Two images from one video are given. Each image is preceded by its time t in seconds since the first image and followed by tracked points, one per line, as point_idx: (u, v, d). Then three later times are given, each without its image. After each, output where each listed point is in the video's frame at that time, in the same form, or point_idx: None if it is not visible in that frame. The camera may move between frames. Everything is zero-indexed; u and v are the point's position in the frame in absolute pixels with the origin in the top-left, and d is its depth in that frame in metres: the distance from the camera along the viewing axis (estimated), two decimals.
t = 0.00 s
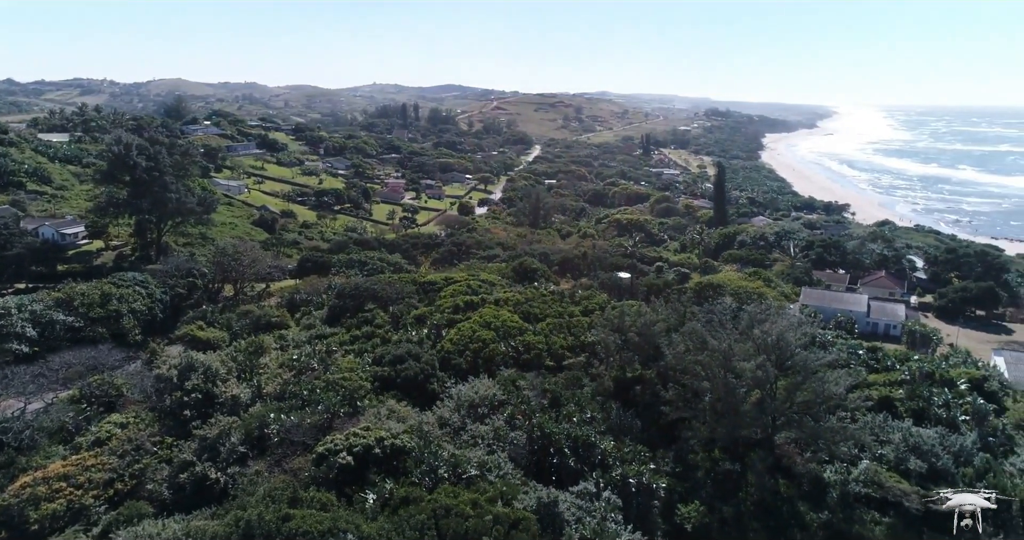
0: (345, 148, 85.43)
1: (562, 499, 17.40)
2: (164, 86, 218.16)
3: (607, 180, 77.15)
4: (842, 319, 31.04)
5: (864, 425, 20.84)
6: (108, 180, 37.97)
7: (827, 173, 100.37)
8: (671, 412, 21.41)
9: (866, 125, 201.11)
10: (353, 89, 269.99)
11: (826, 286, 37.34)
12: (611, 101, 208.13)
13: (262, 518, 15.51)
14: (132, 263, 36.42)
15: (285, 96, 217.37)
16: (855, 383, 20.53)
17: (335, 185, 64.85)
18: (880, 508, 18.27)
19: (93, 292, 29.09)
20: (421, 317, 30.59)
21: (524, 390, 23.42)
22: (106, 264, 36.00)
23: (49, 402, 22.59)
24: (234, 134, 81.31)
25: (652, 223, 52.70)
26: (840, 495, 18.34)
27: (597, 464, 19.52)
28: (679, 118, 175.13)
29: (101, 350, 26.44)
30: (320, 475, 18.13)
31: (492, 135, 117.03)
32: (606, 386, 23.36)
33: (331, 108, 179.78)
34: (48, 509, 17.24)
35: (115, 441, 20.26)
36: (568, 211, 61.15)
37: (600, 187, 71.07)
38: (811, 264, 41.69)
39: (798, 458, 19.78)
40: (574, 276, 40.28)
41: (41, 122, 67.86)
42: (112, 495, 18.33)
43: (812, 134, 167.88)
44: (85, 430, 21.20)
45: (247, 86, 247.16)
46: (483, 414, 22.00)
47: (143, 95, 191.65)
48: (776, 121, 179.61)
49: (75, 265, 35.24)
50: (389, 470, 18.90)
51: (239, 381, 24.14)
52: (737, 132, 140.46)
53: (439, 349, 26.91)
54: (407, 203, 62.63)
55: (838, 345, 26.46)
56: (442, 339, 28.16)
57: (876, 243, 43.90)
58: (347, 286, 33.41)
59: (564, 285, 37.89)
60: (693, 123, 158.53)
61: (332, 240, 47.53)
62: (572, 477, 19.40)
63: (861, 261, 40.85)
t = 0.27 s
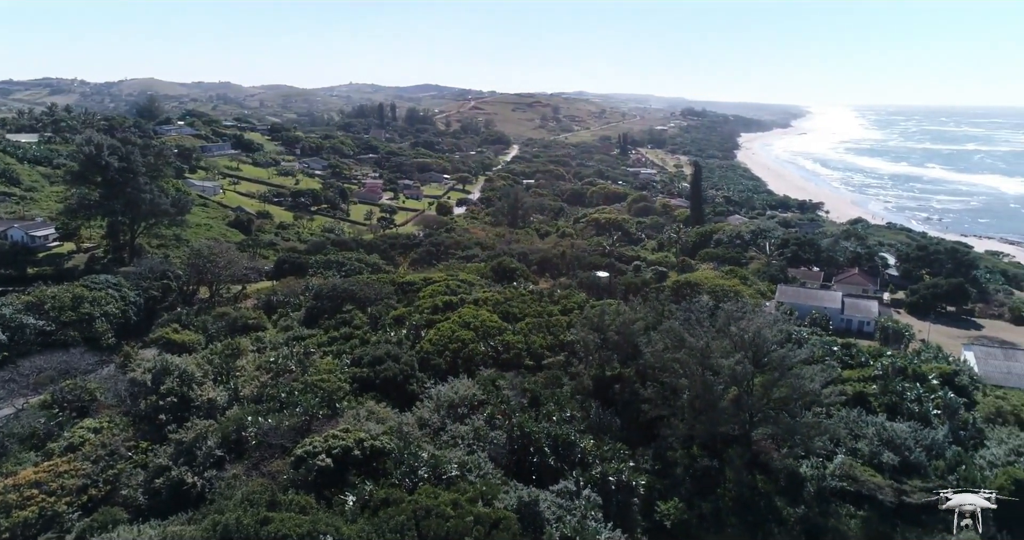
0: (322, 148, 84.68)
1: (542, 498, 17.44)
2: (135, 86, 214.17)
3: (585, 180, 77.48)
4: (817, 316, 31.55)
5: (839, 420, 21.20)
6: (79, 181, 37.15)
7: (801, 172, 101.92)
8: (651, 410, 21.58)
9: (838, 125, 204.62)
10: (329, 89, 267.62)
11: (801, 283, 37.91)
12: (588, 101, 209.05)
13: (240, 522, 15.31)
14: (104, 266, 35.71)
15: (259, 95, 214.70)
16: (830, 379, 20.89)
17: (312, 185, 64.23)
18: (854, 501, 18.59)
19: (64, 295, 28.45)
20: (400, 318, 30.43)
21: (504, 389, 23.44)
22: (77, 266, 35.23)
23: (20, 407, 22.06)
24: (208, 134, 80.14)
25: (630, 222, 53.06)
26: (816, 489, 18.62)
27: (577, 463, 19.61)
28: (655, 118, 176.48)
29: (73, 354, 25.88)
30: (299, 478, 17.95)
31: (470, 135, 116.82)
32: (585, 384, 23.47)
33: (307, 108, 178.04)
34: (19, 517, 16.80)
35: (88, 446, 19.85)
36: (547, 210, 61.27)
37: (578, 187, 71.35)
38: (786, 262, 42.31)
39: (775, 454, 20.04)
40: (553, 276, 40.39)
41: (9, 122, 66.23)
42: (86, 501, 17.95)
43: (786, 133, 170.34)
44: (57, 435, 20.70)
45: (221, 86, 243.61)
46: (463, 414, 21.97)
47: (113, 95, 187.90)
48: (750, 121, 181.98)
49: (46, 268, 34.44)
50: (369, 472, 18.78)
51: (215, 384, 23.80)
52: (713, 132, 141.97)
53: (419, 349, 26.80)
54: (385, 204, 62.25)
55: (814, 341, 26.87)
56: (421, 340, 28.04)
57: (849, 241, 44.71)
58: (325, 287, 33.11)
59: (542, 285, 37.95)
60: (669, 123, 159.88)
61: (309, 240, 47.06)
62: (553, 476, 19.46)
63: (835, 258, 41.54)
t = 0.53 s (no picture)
0: (295, 148, 83.71)
1: (521, 497, 17.50)
2: (102, 85, 209.43)
3: (561, 179, 77.75)
4: (790, 313, 32.08)
5: (813, 415, 21.57)
6: (46, 183, 36.19)
7: (773, 170, 103.49)
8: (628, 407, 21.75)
9: (808, 124, 208.24)
10: (303, 89, 264.62)
11: (774, 281, 38.52)
12: (563, 101, 209.80)
13: (216, 527, 15.12)
14: (73, 269, 34.88)
15: (231, 95, 211.43)
16: (803, 375, 21.26)
17: (286, 186, 63.50)
18: (828, 495, 18.93)
19: (31, 300, 27.72)
20: (376, 319, 30.22)
21: (482, 390, 23.45)
22: (44, 270, 34.32)
23: None
24: (179, 135, 78.70)
25: (606, 221, 53.37)
26: (791, 484, 18.92)
27: (555, 462, 19.70)
28: (629, 117, 177.77)
29: (41, 360, 25.19)
30: (275, 481, 17.77)
31: (446, 134, 116.46)
32: (563, 383, 23.57)
33: (279, 108, 175.83)
34: None
35: (58, 453, 19.38)
36: (523, 210, 61.35)
37: (553, 187, 71.58)
38: (759, 259, 42.94)
39: (750, 448, 20.27)
40: (529, 275, 40.47)
41: None
42: (56, 509, 17.51)
43: (758, 133, 172.78)
44: (25, 442, 20.10)
45: (191, 86, 239.38)
46: (441, 414, 21.92)
47: (79, 95, 183.45)
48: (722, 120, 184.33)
49: (11, 272, 33.49)
50: (347, 474, 18.63)
51: (189, 388, 23.40)
52: (687, 131, 143.48)
53: (396, 350, 26.64)
54: (360, 204, 61.76)
55: (788, 337, 27.31)
56: (398, 341, 27.89)
57: (820, 239, 45.52)
58: (300, 288, 32.75)
59: (519, 284, 37.98)
60: (643, 123, 161.18)
61: (283, 242, 46.46)
62: (532, 475, 19.52)
63: (807, 256, 42.31)
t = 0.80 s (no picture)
0: (267, 149, 82.58)
1: (500, 497, 17.53)
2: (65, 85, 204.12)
3: (535, 179, 77.91)
4: (763, 310, 32.59)
5: (786, 411, 21.94)
6: (9, 185, 35.18)
7: (745, 169, 104.97)
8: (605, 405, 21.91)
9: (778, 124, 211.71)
10: (274, 89, 261.17)
11: (747, 278, 39.11)
12: (537, 101, 210.27)
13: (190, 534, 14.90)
14: (38, 273, 33.99)
15: (200, 95, 207.74)
16: (776, 371, 21.62)
17: (258, 187, 62.63)
18: (802, 488, 19.27)
19: None
20: (351, 320, 29.98)
21: (459, 390, 23.43)
22: (8, 274, 33.39)
23: None
24: (148, 135, 77.12)
25: (581, 220, 53.64)
26: (765, 478, 19.22)
27: (533, 461, 19.73)
28: (604, 117, 178.77)
29: (6, 366, 24.42)
30: (250, 486, 17.57)
31: (420, 134, 115.97)
32: (540, 382, 23.63)
33: (250, 108, 173.32)
34: None
35: (25, 461, 18.90)
36: (498, 209, 61.35)
37: (528, 186, 71.71)
38: (732, 257, 43.55)
39: (726, 445, 20.54)
40: (505, 275, 40.50)
41: None
42: (25, 519, 17.08)
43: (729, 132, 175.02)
44: None
45: (159, 85, 234.79)
46: (418, 416, 21.83)
47: (42, 94, 178.60)
48: (695, 120, 186.37)
49: None
50: (324, 477, 18.49)
51: (161, 393, 22.99)
52: (660, 131, 144.76)
53: (371, 351, 26.48)
54: (334, 205, 61.17)
55: (761, 334, 27.74)
56: (374, 342, 27.71)
57: (791, 236, 46.30)
58: (274, 290, 32.34)
59: (496, 284, 37.96)
60: (617, 122, 162.22)
61: (256, 243, 45.82)
62: (510, 475, 19.57)
63: (779, 254, 43.02)
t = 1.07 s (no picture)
0: (240, 149, 81.36)
1: (479, 497, 17.53)
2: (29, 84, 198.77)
3: (512, 178, 77.91)
4: (738, 308, 32.99)
5: (761, 407, 22.24)
6: None
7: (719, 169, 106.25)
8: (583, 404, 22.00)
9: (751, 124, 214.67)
10: (246, 88, 257.41)
11: (722, 276, 39.58)
12: (513, 101, 210.33)
13: None
14: (4, 277, 33.10)
15: (170, 94, 203.87)
16: (752, 368, 21.90)
17: (232, 187, 61.68)
18: (778, 483, 19.55)
19: None
20: (328, 322, 29.68)
21: (437, 391, 23.34)
22: None
23: None
24: (117, 135, 75.49)
25: (557, 220, 53.78)
26: (742, 474, 19.46)
27: (512, 461, 19.75)
28: (580, 117, 179.50)
29: None
30: (227, 490, 17.35)
31: (395, 134, 115.29)
32: (519, 382, 23.63)
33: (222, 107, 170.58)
34: None
35: None
36: (475, 209, 61.22)
37: (504, 186, 71.70)
38: (708, 255, 44.03)
39: (703, 442, 20.75)
40: (482, 275, 40.45)
41: None
42: None
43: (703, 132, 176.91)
44: None
45: (128, 85, 229.98)
46: (396, 417, 21.71)
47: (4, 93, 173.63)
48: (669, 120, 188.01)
49: None
50: (301, 481, 18.28)
51: (134, 397, 22.57)
52: (635, 130, 145.74)
53: (349, 353, 26.26)
54: (309, 205, 60.49)
55: (737, 331, 28.09)
56: (351, 344, 27.49)
57: (765, 235, 46.96)
58: (249, 292, 31.90)
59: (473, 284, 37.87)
60: (593, 122, 162.95)
61: (230, 244, 45.12)
62: (489, 475, 19.56)
63: (753, 252, 43.62)
